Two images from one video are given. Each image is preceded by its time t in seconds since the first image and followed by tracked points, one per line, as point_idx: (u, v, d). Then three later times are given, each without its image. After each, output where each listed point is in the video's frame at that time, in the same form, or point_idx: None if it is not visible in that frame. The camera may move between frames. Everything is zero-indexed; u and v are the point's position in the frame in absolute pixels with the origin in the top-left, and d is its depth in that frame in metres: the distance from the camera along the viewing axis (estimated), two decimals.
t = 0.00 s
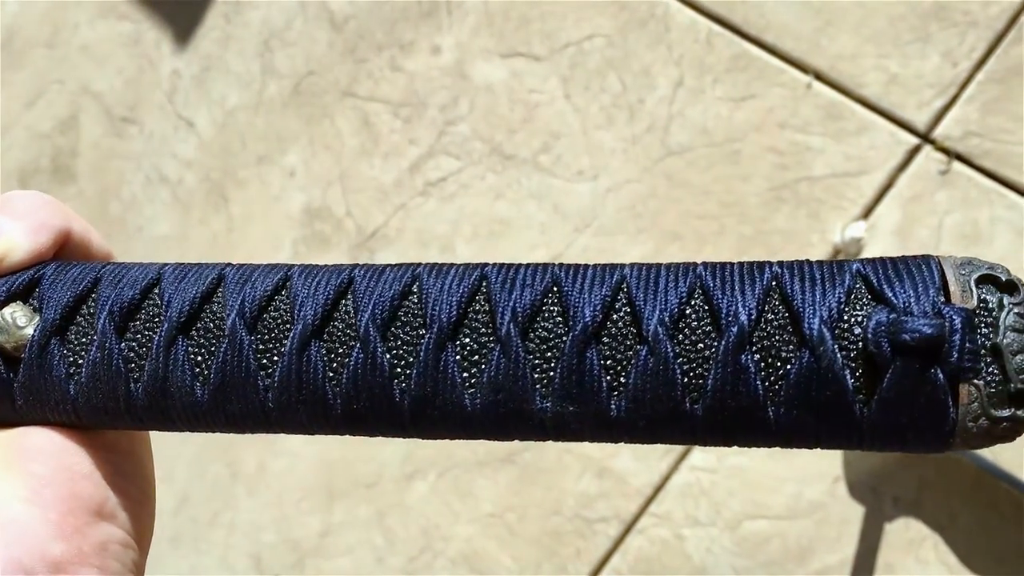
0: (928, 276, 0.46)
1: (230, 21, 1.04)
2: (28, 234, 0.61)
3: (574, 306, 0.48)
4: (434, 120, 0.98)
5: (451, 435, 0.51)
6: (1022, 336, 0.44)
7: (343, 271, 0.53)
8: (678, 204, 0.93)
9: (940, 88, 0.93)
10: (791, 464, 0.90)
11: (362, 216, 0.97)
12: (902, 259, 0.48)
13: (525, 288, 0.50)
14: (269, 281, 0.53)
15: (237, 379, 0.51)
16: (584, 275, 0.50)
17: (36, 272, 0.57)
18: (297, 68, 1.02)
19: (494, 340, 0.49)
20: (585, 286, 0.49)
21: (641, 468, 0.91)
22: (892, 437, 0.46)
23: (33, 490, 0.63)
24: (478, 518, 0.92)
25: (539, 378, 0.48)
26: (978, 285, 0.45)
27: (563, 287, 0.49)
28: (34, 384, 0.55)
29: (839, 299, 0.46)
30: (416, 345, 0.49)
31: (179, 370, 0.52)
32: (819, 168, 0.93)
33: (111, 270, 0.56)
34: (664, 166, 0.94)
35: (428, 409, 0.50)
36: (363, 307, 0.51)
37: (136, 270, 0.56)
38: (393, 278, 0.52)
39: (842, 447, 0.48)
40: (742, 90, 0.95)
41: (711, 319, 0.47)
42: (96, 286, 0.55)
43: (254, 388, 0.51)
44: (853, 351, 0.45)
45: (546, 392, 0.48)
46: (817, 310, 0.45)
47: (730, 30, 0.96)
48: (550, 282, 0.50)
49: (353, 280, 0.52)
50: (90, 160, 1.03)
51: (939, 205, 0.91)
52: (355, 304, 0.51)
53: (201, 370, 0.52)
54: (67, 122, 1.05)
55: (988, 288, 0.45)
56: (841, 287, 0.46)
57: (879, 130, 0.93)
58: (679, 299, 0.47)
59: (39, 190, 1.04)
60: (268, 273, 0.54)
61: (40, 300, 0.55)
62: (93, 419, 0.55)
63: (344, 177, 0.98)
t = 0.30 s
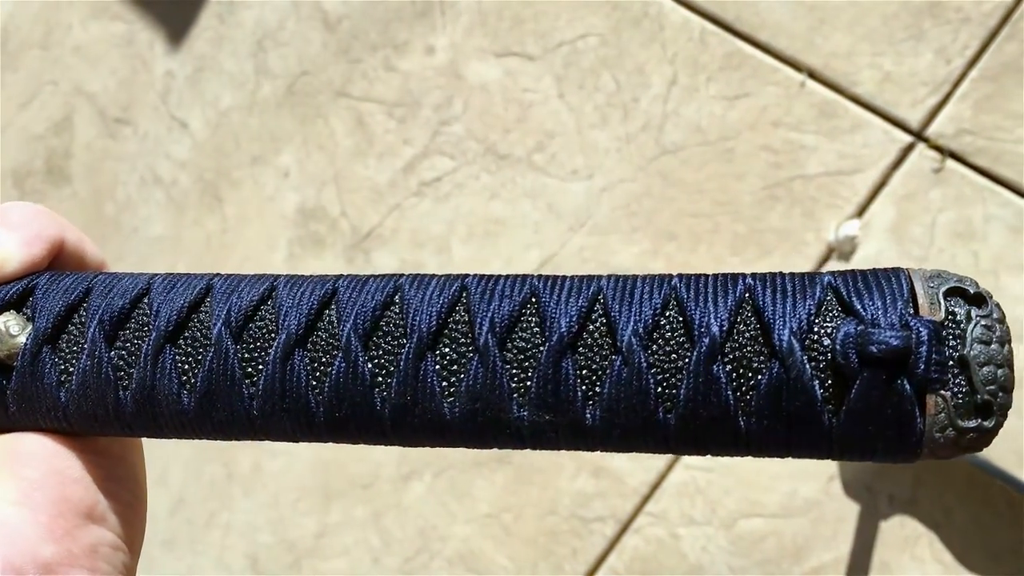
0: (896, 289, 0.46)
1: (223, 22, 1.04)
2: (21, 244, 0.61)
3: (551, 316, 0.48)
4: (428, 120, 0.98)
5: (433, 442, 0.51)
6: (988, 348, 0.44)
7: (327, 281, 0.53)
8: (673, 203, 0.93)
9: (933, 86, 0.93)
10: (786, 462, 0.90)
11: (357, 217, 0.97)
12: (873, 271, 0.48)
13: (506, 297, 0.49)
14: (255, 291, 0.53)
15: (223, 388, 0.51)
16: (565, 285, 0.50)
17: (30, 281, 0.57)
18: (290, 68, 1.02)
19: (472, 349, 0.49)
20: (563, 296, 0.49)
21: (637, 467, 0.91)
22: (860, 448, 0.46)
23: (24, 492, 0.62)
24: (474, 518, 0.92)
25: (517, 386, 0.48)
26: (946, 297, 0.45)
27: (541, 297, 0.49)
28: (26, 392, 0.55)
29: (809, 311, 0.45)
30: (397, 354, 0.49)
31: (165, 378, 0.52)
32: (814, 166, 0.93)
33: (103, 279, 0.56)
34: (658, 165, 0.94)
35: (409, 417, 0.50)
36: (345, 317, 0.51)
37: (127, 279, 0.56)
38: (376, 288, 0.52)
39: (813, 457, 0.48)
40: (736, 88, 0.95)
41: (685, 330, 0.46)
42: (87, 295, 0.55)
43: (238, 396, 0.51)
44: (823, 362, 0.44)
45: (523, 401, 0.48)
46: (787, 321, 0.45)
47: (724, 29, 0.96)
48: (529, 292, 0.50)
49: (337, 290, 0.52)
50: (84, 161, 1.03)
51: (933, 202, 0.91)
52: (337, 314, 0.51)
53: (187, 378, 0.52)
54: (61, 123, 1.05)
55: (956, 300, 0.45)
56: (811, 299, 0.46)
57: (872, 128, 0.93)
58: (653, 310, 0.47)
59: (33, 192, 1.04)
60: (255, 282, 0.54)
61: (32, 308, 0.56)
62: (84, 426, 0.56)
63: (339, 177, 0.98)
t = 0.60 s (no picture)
0: (867, 283, 0.45)
1: (217, 23, 1.04)
2: (5, 247, 0.61)
3: (523, 313, 0.48)
4: (422, 120, 0.98)
5: (409, 441, 0.51)
6: (958, 342, 0.43)
7: (304, 280, 0.53)
8: (668, 202, 0.93)
9: (927, 84, 0.93)
10: (783, 462, 0.90)
11: (353, 218, 0.97)
12: (845, 266, 0.48)
13: (480, 295, 0.49)
14: (232, 291, 0.53)
15: (199, 387, 0.51)
16: (538, 282, 0.49)
17: (14, 283, 0.58)
18: (284, 69, 1.01)
19: (445, 347, 0.48)
20: (535, 293, 0.48)
21: (633, 466, 0.91)
22: (831, 444, 0.45)
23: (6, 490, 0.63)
24: (471, 518, 0.92)
25: (489, 384, 0.47)
26: (916, 291, 0.44)
27: (514, 294, 0.49)
28: (9, 392, 0.55)
29: (778, 306, 0.45)
30: (370, 352, 0.49)
31: (143, 377, 0.52)
32: (808, 165, 0.93)
33: (85, 281, 0.57)
34: (653, 164, 0.94)
35: (382, 416, 0.49)
36: (319, 316, 0.50)
37: (109, 280, 0.56)
38: (351, 286, 0.52)
39: (785, 453, 0.47)
40: (730, 87, 0.95)
41: (656, 326, 0.46)
42: (68, 297, 0.56)
43: (214, 395, 0.51)
44: (791, 357, 0.44)
45: (495, 398, 0.47)
46: (756, 316, 0.45)
47: (718, 28, 0.96)
48: (502, 289, 0.49)
49: (312, 289, 0.52)
50: (78, 163, 1.03)
51: (927, 200, 0.91)
52: (311, 312, 0.51)
53: (165, 377, 0.52)
54: (55, 126, 1.04)
55: (926, 293, 0.44)
56: (782, 294, 0.45)
57: (866, 127, 0.93)
58: (624, 306, 0.47)
59: (27, 194, 1.03)
60: (232, 282, 0.54)
61: (16, 310, 0.56)
62: (66, 426, 0.56)
63: (334, 179, 0.98)
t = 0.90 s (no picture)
0: (837, 285, 0.44)
1: (212, 24, 1.04)
2: None
3: (490, 316, 0.47)
4: (417, 121, 0.98)
5: (378, 446, 0.51)
6: (929, 344, 0.42)
7: (275, 284, 0.53)
8: (663, 203, 0.93)
9: (921, 83, 0.93)
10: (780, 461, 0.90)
11: (348, 219, 0.96)
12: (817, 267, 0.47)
13: (449, 299, 0.49)
14: (204, 295, 0.53)
15: (170, 392, 0.51)
16: (507, 284, 0.49)
17: None
18: (279, 70, 1.01)
19: (413, 351, 0.48)
20: (504, 296, 0.48)
21: (630, 467, 0.91)
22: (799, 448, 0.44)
23: None
24: (467, 519, 0.92)
25: (456, 388, 0.47)
26: (887, 293, 0.44)
27: (482, 298, 0.48)
28: None
29: (746, 308, 0.44)
30: (338, 357, 0.49)
31: (114, 382, 0.52)
32: (803, 165, 0.93)
33: (61, 286, 0.57)
34: (648, 164, 0.94)
35: (351, 421, 0.49)
36: (289, 320, 0.50)
37: (84, 286, 0.56)
38: (322, 291, 0.51)
39: (756, 458, 0.47)
40: (725, 87, 0.95)
41: (623, 329, 0.45)
42: (43, 302, 0.56)
43: (184, 400, 0.51)
44: (759, 361, 0.43)
45: (462, 403, 0.47)
46: (723, 319, 0.44)
47: (712, 28, 0.96)
48: (471, 292, 0.49)
49: (283, 293, 0.52)
50: (73, 166, 1.03)
51: (922, 200, 0.91)
52: (281, 317, 0.51)
53: (136, 382, 0.52)
54: (50, 128, 1.04)
55: (898, 295, 0.43)
56: (750, 296, 0.45)
57: (861, 126, 0.93)
58: (591, 309, 0.46)
59: (22, 197, 1.03)
60: (205, 286, 0.54)
61: None
62: (41, 431, 0.56)
63: (330, 180, 0.98)
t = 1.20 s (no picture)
0: (813, 294, 0.44)
1: (204, 25, 1.03)
2: None
3: (462, 324, 0.47)
4: (412, 122, 0.97)
5: (351, 455, 0.50)
6: (907, 354, 0.41)
7: (250, 292, 0.53)
8: (658, 202, 0.93)
9: (915, 82, 0.93)
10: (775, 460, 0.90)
11: (343, 220, 0.96)
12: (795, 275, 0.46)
13: (422, 306, 0.49)
14: (179, 302, 0.53)
15: (143, 400, 0.51)
16: (480, 292, 0.49)
17: None
18: (273, 71, 1.01)
19: (384, 359, 0.48)
20: (477, 304, 0.48)
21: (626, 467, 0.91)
22: (775, 460, 0.44)
23: None
24: (464, 520, 0.92)
25: (427, 397, 0.47)
26: (864, 303, 0.43)
27: (456, 305, 0.48)
28: None
29: (721, 316, 0.44)
30: (310, 365, 0.49)
31: (89, 390, 0.52)
32: (797, 164, 0.93)
33: (40, 293, 0.57)
34: (643, 164, 0.94)
35: (323, 430, 0.49)
36: (262, 328, 0.50)
37: (63, 293, 0.57)
38: (295, 298, 0.51)
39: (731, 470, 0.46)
40: (719, 86, 0.95)
41: (596, 338, 0.45)
42: (22, 310, 0.56)
43: (158, 408, 0.51)
44: (733, 371, 0.43)
45: (433, 412, 0.47)
46: (697, 328, 0.44)
47: (706, 27, 0.96)
48: (445, 299, 0.49)
49: (257, 301, 0.52)
50: (67, 167, 1.03)
51: (917, 198, 0.91)
52: (254, 325, 0.50)
53: (110, 390, 0.52)
54: (43, 129, 1.04)
55: (875, 305, 0.43)
56: (725, 304, 0.44)
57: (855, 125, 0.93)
58: (564, 317, 0.46)
59: (16, 199, 1.03)
60: (181, 293, 0.54)
61: None
62: (19, 438, 0.56)
63: (324, 181, 0.97)
